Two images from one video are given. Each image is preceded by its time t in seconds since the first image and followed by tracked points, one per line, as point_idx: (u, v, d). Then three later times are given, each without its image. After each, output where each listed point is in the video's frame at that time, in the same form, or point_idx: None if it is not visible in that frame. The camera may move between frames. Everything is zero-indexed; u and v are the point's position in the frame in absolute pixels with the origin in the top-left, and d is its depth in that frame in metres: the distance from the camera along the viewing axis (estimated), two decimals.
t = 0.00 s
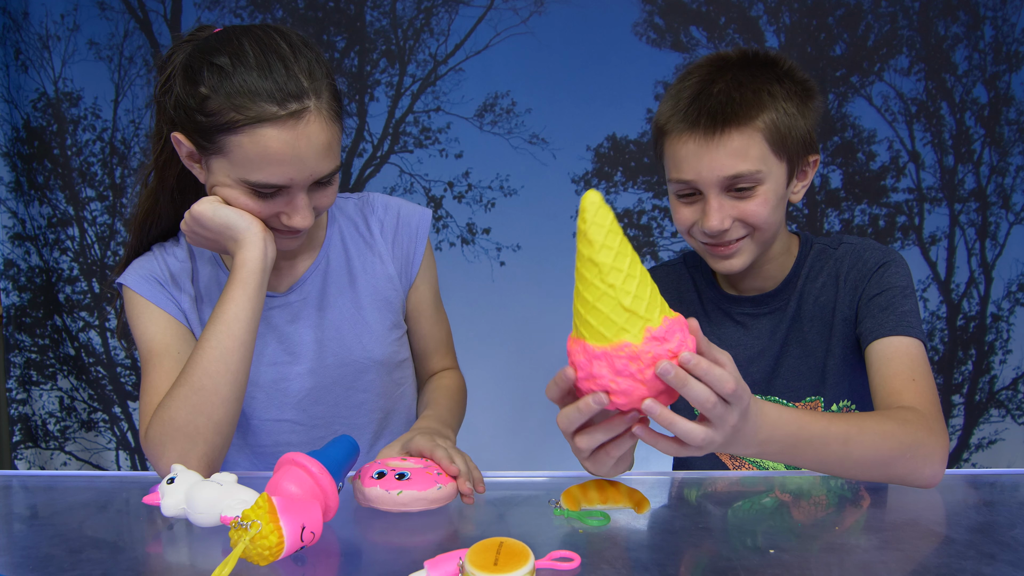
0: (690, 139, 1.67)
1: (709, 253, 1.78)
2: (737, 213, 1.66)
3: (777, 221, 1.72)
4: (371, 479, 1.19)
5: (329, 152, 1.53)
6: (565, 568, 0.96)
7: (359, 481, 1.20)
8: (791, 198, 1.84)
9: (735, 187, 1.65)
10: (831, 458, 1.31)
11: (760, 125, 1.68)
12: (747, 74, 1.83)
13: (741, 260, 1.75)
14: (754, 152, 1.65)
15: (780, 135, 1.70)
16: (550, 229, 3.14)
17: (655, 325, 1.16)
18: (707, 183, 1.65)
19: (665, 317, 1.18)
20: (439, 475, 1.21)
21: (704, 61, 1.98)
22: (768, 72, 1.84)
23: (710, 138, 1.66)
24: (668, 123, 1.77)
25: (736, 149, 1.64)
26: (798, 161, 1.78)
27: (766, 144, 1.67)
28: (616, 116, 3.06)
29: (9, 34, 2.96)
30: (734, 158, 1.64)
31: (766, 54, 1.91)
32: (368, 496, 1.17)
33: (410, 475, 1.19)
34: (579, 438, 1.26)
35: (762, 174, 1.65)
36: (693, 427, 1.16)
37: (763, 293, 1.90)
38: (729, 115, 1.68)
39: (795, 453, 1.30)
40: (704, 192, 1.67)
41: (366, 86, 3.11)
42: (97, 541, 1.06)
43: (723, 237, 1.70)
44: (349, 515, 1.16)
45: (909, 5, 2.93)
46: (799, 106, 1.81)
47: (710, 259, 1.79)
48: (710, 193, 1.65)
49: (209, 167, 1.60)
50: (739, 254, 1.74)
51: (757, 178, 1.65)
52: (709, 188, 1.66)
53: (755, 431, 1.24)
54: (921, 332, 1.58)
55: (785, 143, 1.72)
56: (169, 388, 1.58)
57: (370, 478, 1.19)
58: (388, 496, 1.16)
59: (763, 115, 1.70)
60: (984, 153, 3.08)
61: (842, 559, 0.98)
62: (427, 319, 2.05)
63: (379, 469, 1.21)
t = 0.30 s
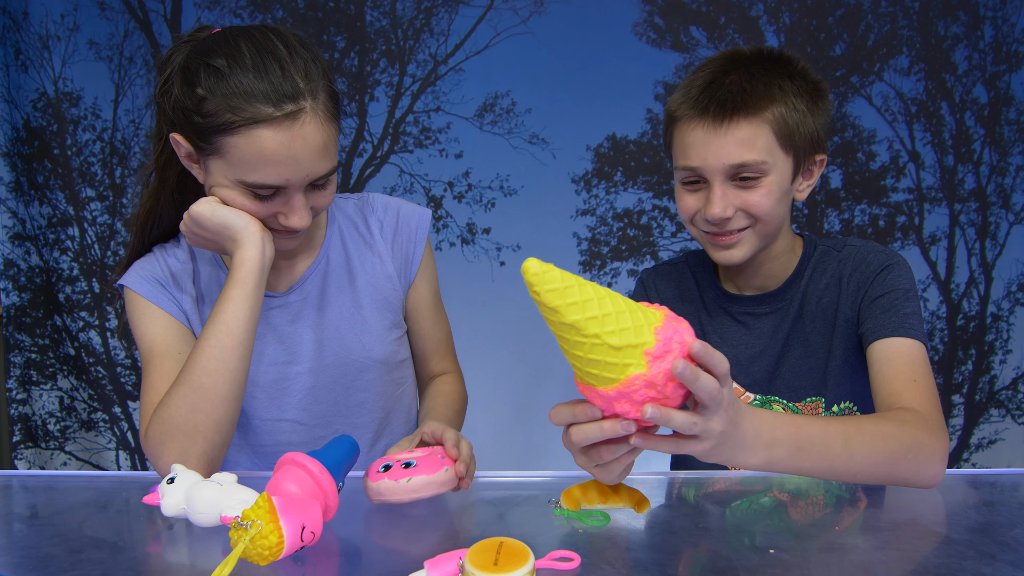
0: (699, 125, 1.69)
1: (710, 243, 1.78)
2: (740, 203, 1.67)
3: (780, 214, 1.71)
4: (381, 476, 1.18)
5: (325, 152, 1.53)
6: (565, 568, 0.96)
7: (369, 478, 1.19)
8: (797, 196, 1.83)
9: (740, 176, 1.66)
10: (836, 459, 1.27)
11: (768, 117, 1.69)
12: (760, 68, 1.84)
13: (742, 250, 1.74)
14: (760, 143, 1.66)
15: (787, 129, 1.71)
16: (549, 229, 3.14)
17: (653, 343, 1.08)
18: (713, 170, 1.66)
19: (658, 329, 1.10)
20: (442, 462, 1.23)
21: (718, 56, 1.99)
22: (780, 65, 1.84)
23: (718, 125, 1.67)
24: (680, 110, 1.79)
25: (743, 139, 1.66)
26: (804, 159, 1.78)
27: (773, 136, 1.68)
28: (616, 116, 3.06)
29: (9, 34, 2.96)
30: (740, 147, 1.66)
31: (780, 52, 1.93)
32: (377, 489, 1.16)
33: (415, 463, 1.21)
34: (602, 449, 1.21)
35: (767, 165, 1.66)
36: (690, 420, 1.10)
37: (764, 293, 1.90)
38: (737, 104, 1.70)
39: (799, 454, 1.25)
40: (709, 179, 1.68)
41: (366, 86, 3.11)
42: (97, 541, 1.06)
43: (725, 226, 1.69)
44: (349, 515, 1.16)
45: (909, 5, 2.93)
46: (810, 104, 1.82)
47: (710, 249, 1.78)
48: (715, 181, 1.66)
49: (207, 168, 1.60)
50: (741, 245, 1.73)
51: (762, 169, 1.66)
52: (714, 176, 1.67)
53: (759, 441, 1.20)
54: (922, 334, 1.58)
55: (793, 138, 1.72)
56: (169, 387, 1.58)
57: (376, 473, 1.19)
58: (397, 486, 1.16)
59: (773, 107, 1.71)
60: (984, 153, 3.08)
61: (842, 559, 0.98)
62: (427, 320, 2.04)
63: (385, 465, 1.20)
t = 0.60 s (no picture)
0: (717, 106, 1.73)
1: (714, 228, 1.78)
2: (750, 186, 1.67)
3: (788, 204, 1.71)
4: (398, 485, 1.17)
5: (323, 151, 1.53)
6: (565, 568, 0.96)
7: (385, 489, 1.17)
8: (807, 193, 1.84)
9: (753, 159, 1.68)
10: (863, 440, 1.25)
11: (786, 105, 1.72)
12: (783, 60, 1.86)
13: (746, 237, 1.73)
14: (775, 129, 1.69)
15: (803, 122, 1.74)
16: (549, 229, 3.14)
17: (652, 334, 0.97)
18: (726, 151, 1.69)
19: (655, 313, 0.97)
20: (462, 473, 1.21)
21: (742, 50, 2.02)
22: (803, 61, 1.88)
23: (736, 106, 1.71)
24: (700, 91, 1.83)
25: (758, 123, 1.69)
26: (817, 155, 1.80)
27: (789, 124, 1.71)
28: (616, 117, 3.06)
29: (9, 34, 2.96)
30: (756, 131, 1.68)
31: (802, 51, 1.96)
32: (394, 499, 1.15)
33: (433, 475, 1.18)
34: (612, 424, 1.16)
35: (780, 152, 1.68)
36: (728, 386, 1.00)
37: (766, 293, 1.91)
38: (757, 89, 1.74)
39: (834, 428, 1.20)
40: (721, 161, 1.70)
41: (366, 86, 3.12)
42: (97, 541, 1.06)
43: (731, 208, 1.70)
44: (349, 515, 1.15)
45: (909, 5, 2.93)
46: (827, 103, 1.84)
47: (715, 234, 1.78)
48: (727, 162, 1.68)
49: (205, 168, 1.60)
50: (746, 231, 1.73)
51: (774, 154, 1.67)
52: (727, 157, 1.69)
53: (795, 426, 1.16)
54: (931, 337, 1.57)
55: (807, 130, 1.75)
56: (170, 388, 1.58)
57: (393, 482, 1.17)
58: (415, 498, 1.15)
59: (791, 97, 1.74)
60: (984, 153, 3.08)
61: (843, 559, 0.98)
62: (426, 320, 2.04)
63: (401, 475, 1.19)
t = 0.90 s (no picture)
0: (737, 98, 1.74)
1: (722, 222, 1.78)
2: (762, 182, 1.67)
3: (798, 203, 1.71)
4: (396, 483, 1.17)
5: (314, 148, 1.52)
6: (565, 568, 0.96)
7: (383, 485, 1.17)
8: (818, 193, 1.83)
9: (768, 156, 1.68)
10: (899, 423, 1.28)
11: (807, 102, 1.73)
12: (807, 56, 1.86)
13: (754, 233, 1.74)
14: (794, 126, 1.69)
15: (822, 121, 1.74)
16: (550, 229, 3.14)
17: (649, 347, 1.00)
18: (742, 145, 1.69)
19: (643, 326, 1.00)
20: (461, 478, 1.20)
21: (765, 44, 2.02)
22: (826, 58, 1.88)
23: (757, 100, 1.71)
24: (721, 80, 1.84)
25: (776, 119, 1.69)
26: (834, 153, 1.80)
27: (807, 123, 1.71)
28: (616, 117, 3.06)
29: (9, 34, 2.97)
30: (773, 126, 1.68)
31: (825, 47, 1.96)
32: (391, 499, 1.16)
33: (432, 478, 1.18)
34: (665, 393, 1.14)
35: (796, 149, 1.68)
36: (755, 333, 0.97)
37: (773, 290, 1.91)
38: (780, 83, 1.74)
39: (878, 400, 1.22)
40: (735, 156, 1.71)
41: (366, 86, 3.12)
42: (97, 541, 1.05)
43: (742, 203, 1.70)
44: (348, 515, 1.15)
45: (909, 5, 2.94)
46: (846, 102, 1.85)
47: (724, 228, 1.79)
48: (742, 157, 1.68)
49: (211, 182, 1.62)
50: (754, 228, 1.73)
51: (790, 151, 1.67)
52: (743, 152, 1.69)
53: (846, 389, 1.17)
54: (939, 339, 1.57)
55: (824, 129, 1.75)
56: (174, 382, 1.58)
57: (391, 483, 1.17)
58: (412, 499, 1.14)
59: (812, 94, 1.75)
60: (984, 153, 3.08)
61: (843, 559, 0.98)
62: (439, 318, 2.03)
63: (401, 475, 1.19)
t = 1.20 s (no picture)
0: (758, 85, 1.75)
1: (733, 214, 1.76)
2: (776, 170, 1.67)
3: (811, 196, 1.71)
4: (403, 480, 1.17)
5: (364, 112, 1.68)
6: (565, 568, 0.96)
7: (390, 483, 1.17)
8: (830, 192, 1.83)
9: (784, 143, 1.69)
10: (885, 441, 1.26)
11: (826, 95, 1.74)
12: (825, 52, 1.88)
13: (765, 225, 1.73)
14: (811, 117, 1.70)
15: (839, 115, 1.76)
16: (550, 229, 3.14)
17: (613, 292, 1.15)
18: (761, 131, 1.69)
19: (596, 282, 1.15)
20: (466, 479, 1.18)
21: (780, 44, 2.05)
22: (844, 57, 1.89)
23: (778, 87, 1.73)
24: (741, 69, 1.85)
25: (794, 108, 1.70)
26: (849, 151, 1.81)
27: (825, 116, 1.72)
28: (616, 116, 3.06)
29: (9, 34, 2.97)
30: (793, 115, 1.69)
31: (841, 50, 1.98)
32: (394, 497, 1.16)
33: (435, 477, 1.17)
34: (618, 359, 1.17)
35: (812, 140, 1.69)
36: (778, 390, 1.08)
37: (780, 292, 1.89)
38: (800, 75, 1.76)
39: (861, 428, 1.23)
40: (753, 143, 1.70)
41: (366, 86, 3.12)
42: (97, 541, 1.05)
43: (755, 189, 1.69)
44: (349, 515, 1.15)
45: (909, 5, 2.94)
46: (862, 101, 1.87)
47: (735, 221, 1.75)
48: (759, 143, 1.68)
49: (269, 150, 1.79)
50: (764, 220, 1.72)
51: (806, 141, 1.68)
52: (760, 139, 1.69)
53: (821, 425, 1.20)
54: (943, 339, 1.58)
55: (841, 123, 1.76)
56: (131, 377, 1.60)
57: (396, 479, 1.17)
58: (412, 498, 1.14)
59: (830, 88, 1.76)
60: (984, 153, 3.08)
61: (843, 559, 0.98)
62: (462, 322, 2.10)
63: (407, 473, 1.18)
